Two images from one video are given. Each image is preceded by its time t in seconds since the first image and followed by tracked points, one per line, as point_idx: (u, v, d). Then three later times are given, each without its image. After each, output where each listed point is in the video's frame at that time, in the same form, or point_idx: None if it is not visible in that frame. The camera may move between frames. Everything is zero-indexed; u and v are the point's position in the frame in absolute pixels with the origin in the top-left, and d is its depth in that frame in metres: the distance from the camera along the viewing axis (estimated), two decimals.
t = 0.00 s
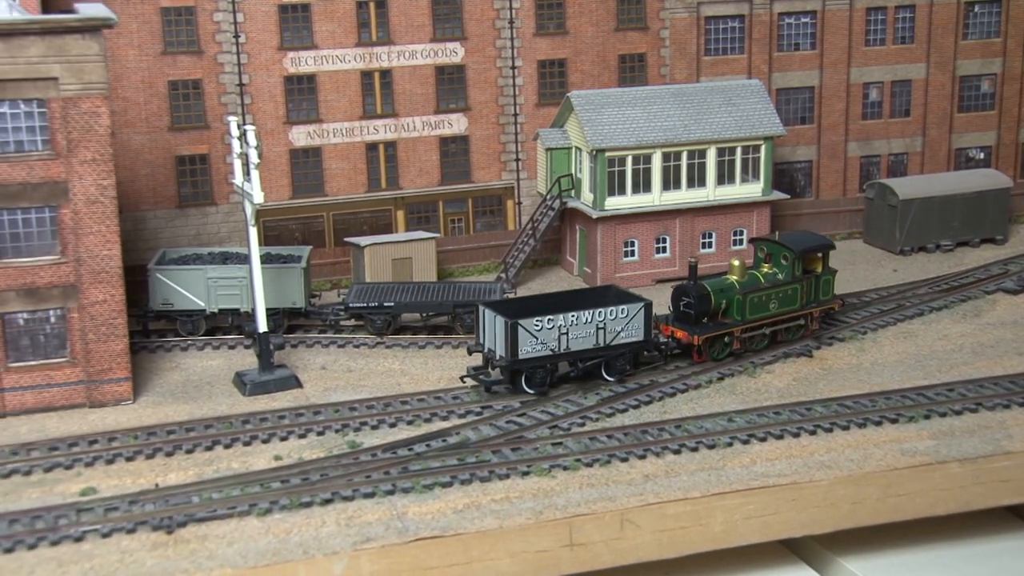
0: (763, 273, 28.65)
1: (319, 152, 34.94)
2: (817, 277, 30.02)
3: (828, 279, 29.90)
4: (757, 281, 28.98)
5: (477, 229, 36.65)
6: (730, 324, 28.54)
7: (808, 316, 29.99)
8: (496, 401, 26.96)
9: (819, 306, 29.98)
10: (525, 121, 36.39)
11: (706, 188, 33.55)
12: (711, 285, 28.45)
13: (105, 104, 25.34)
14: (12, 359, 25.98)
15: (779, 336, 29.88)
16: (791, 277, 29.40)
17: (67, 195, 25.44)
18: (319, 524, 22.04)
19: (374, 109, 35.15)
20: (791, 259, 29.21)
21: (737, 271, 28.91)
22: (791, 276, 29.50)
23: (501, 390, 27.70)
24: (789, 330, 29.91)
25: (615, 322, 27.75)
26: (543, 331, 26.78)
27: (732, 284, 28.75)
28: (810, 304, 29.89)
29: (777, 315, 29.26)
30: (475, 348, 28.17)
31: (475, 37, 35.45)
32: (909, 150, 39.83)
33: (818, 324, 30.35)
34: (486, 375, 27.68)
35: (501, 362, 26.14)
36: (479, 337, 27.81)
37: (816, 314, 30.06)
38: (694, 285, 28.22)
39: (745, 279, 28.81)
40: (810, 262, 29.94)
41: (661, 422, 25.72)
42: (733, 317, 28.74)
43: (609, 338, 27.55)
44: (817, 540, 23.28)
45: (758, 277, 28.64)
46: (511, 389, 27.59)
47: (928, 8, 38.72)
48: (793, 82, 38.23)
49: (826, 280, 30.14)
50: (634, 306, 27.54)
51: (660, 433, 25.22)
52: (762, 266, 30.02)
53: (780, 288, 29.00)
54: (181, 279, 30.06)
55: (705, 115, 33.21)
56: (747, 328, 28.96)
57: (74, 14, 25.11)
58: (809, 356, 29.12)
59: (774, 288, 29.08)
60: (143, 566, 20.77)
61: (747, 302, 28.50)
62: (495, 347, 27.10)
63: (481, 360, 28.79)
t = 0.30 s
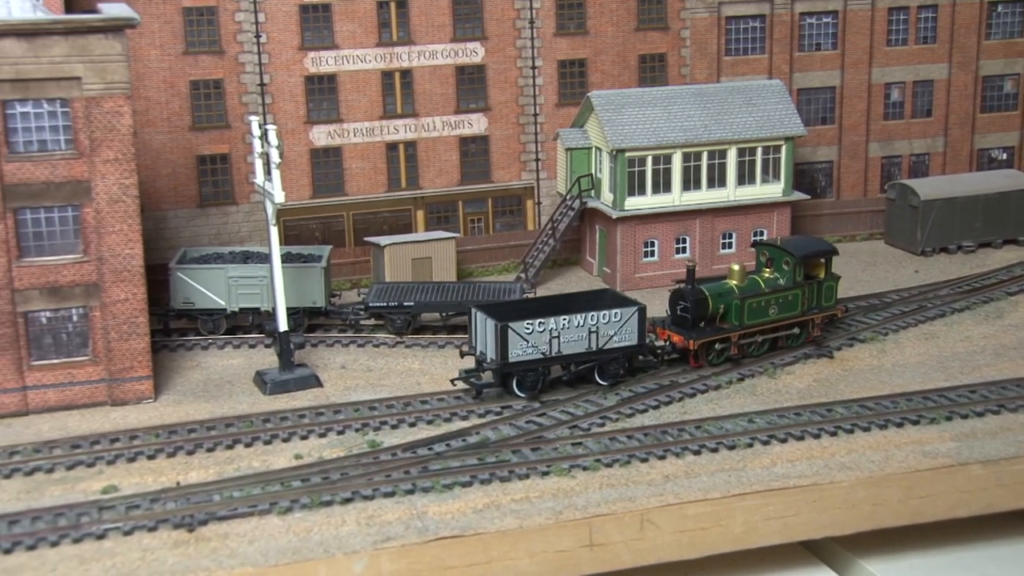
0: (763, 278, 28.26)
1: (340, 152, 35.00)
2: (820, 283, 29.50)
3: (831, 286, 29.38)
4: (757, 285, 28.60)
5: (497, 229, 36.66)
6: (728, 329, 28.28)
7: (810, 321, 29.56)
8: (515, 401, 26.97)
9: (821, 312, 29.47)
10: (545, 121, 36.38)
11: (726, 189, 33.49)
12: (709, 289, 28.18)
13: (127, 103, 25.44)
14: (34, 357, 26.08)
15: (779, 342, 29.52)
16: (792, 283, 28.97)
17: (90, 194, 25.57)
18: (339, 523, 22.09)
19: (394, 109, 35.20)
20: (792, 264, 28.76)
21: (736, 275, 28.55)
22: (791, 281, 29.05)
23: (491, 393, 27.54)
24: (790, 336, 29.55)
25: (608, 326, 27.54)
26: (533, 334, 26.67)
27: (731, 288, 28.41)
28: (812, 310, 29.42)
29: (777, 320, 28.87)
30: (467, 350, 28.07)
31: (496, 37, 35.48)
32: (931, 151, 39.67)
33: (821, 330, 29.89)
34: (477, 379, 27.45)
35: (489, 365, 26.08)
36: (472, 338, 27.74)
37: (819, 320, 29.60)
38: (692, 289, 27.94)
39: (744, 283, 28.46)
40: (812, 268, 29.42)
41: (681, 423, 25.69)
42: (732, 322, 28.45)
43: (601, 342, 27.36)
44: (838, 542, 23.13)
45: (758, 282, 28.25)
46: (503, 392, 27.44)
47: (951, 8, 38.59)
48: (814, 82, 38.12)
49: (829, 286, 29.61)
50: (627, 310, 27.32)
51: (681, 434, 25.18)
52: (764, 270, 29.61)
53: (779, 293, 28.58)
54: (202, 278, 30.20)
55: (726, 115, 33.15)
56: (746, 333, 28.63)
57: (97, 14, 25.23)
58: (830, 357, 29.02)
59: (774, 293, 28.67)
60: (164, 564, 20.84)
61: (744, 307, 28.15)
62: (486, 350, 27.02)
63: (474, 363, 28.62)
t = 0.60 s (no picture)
0: (761, 283, 28.05)
1: (362, 151, 35.08)
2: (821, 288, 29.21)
3: (833, 291, 29.02)
4: (756, 291, 28.39)
5: (519, 229, 36.67)
6: (726, 334, 28.08)
7: (811, 328, 29.28)
8: (537, 401, 27.00)
9: (822, 318, 29.19)
10: (568, 121, 36.37)
11: (749, 189, 33.42)
12: (706, 294, 28.00)
13: (152, 103, 25.56)
14: (59, 355, 26.20)
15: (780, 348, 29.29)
16: (792, 288, 28.73)
17: (115, 193, 25.70)
18: (362, 522, 22.13)
19: (417, 108, 35.25)
20: (792, 269, 28.52)
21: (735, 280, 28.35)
22: (792, 286, 28.76)
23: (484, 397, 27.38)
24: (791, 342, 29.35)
25: (601, 330, 27.35)
26: (524, 337, 26.54)
27: (729, 293, 28.23)
28: (813, 316, 29.14)
29: (776, 326, 28.63)
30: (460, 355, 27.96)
31: (518, 37, 35.51)
32: (955, 151, 39.50)
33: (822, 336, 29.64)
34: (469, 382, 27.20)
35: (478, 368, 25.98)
36: (464, 342, 27.64)
37: (820, 326, 29.29)
38: (689, 294, 27.79)
39: (743, 288, 28.26)
40: (813, 273, 29.13)
41: (703, 424, 25.65)
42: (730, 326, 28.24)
43: (593, 346, 27.19)
44: (861, 544, 22.99)
45: (757, 288, 28.04)
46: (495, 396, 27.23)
47: (976, 8, 38.46)
48: (838, 82, 38.00)
49: (832, 292, 29.26)
50: (619, 314, 27.17)
51: (703, 435, 25.15)
52: (765, 275, 29.34)
53: (779, 298, 28.35)
54: (225, 277, 30.30)
55: (750, 115, 33.08)
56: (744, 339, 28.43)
57: (123, 14, 25.36)
58: (853, 359, 28.91)
59: (773, 299, 28.44)
60: (188, 562, 20.90)
61: (742, 312, 27.95)
62: (478, 353, 26.93)
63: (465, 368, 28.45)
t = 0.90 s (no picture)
0: (765, 288, 27.64)
1: (388, 151, 35.15)
2: (827, 293, 28.75)
3: (839, 297, 28.58)
4: (760, 295, 27.98)
5: (544, 229, 36.68)
6: (727, 339, 27.66)
7: (816, 333, 28.87)
8: (563, 401, 27.03)
9: (827, 324, 28.77)
10: (593, 121, 36.35)
11: (776, 190, 33.33)
12: (708, 298, 27.60)
13: (181, 103, 25.65)
14: (88, 353, 26.36)
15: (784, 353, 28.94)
16: (797, 293, 28.28)
17: (143, 193, 25.84)
18: (388, 521, 22.17)
19: (443, 108, 35.31)
20: (796, 274, 28.05)
21: (737, 284, 27.93)
22: (796, 291, 28.31)
23: (480, 399, 27.34)
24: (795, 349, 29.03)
25: (599, 333, 27.06)
26: (521, 340, 26.29)
27: (732, 297, 27.82)
28: (817, 321, 28.73)
29: (779, 332, 28.24)
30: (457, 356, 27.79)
31: (545, 37, 35.52)
32: (984, 152, 39.29)
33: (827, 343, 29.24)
34: (465, 385, 27.21)
35: (474, 371, 25.75)
36: (460, 344, 27.42)
37: (825, 332, 28.89)
38: (690, 298, 27.37)
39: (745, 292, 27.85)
40: (819, 278, 28.66)
41: (730, 425, 25.59)
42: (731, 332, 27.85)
43: (591, 350, 26.93)
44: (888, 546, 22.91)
45: (760, 292, 27.62)
46: (491, 398, 27.21)
47: (1005, 9, 38.28)
48: (865, 82, 37.85)
49: (837, 297, 28.83)
50: (618, 318, 26.85)
51: (729, 436, 25.09)
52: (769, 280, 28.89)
53: (782, 304, 27.93)
54: (252, 276, 30.40)
55: (776, 115, 32.99)
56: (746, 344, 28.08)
57: (152, 14, 25.48)
58: (881, 360, 28.79)
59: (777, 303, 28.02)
60: (215, 560, 20.99)
61: (744, 317, 27.58)
62: (473, 355, 26.72)
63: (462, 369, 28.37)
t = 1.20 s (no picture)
0: (764, 293, 27.33)
1: (412, 151, 35.20)
2: (829, 299, 28.39)
3: (841, 302, 28.22)
4: (759, 300, 27.68)
5: (568, 229, 36.67)
6: (724, 344, 27.40)
7: (818, 339, 28.50)
8: (588, 402, 27.03)
9: (830, 330, 28.40)
10: (618, 120, 36.31)
11: (801, 190, 33.22)
12: (705, 303, 27.37)
13: (208, 103, 25.74)
14: (114, 351, 26.51)
15: (787, 358, 28.60)
16: (798, 298, 27.94)
17: (169, 192, 25.95)
18: (412, 520, 22.20)
19: (467, 108, 35.34)
20: (797, 279, 27.73)
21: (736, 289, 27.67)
22: (797, 296, 28.00)
23: (473, 403, 27.18)
24: (797, 354, 28.69)
25: (594, 337, 26.93)
26: (514, 343, 26.18)
27: (730, 302, 27.57)
28: (820, 327, 28.36)
29: (779, 337, 27.93)
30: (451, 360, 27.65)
31: (570, 37, 35.52)
32: (1012, 153, 39.05)
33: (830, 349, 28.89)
34: (458, 387, 27.28)
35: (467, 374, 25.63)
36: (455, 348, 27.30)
37: (828, 338, 28.52)
38: (687, 301, 27.19)
39: (745, 298, 27.58)
40: (821, 284, 28.30)
41: (754, 426, 25.52)
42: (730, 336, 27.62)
43: (585, 353, 26.80)
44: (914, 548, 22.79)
45: (760, 298, 27.32)
46: (486, 400, 27.23)
47: None
48: (892, 82, 37.69)
49: (840, 303, 28.46)
50: (613, 322, 26.73)
51: (754, 437, 25.02)
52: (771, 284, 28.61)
53: (782, 308, 27.64)
54: (277, 275, 30.50)
55: (802, 116, 32.89)
56: (745, 349, 27.80)
57: (179, 15, 25.59)
58: (907, 361, 28.66)
59: (776, 309, 27.72)
60: (241, 558, 21.05)
61: (742, 323, 27.31)
62: (467, 357, 26.62)
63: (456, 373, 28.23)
